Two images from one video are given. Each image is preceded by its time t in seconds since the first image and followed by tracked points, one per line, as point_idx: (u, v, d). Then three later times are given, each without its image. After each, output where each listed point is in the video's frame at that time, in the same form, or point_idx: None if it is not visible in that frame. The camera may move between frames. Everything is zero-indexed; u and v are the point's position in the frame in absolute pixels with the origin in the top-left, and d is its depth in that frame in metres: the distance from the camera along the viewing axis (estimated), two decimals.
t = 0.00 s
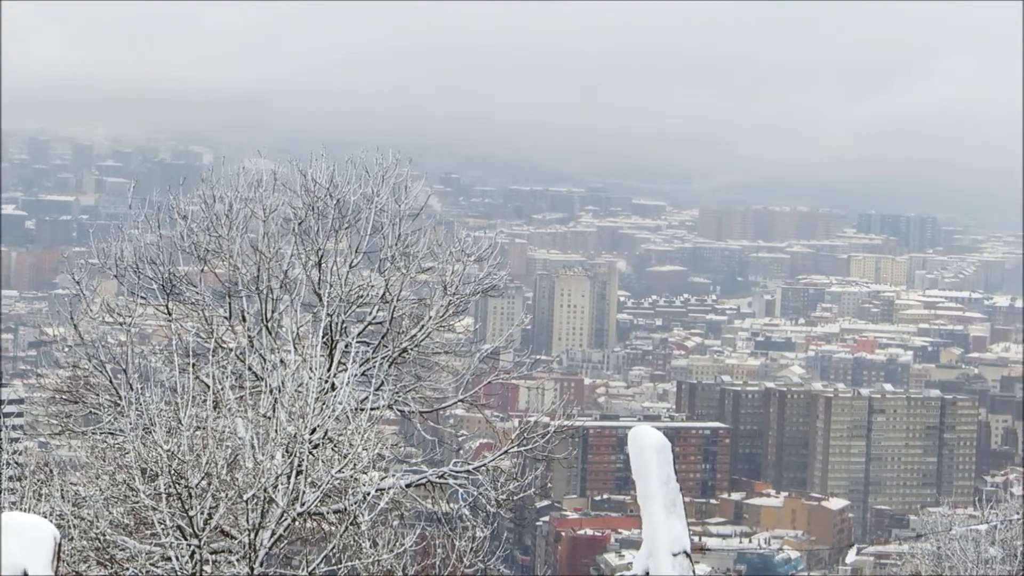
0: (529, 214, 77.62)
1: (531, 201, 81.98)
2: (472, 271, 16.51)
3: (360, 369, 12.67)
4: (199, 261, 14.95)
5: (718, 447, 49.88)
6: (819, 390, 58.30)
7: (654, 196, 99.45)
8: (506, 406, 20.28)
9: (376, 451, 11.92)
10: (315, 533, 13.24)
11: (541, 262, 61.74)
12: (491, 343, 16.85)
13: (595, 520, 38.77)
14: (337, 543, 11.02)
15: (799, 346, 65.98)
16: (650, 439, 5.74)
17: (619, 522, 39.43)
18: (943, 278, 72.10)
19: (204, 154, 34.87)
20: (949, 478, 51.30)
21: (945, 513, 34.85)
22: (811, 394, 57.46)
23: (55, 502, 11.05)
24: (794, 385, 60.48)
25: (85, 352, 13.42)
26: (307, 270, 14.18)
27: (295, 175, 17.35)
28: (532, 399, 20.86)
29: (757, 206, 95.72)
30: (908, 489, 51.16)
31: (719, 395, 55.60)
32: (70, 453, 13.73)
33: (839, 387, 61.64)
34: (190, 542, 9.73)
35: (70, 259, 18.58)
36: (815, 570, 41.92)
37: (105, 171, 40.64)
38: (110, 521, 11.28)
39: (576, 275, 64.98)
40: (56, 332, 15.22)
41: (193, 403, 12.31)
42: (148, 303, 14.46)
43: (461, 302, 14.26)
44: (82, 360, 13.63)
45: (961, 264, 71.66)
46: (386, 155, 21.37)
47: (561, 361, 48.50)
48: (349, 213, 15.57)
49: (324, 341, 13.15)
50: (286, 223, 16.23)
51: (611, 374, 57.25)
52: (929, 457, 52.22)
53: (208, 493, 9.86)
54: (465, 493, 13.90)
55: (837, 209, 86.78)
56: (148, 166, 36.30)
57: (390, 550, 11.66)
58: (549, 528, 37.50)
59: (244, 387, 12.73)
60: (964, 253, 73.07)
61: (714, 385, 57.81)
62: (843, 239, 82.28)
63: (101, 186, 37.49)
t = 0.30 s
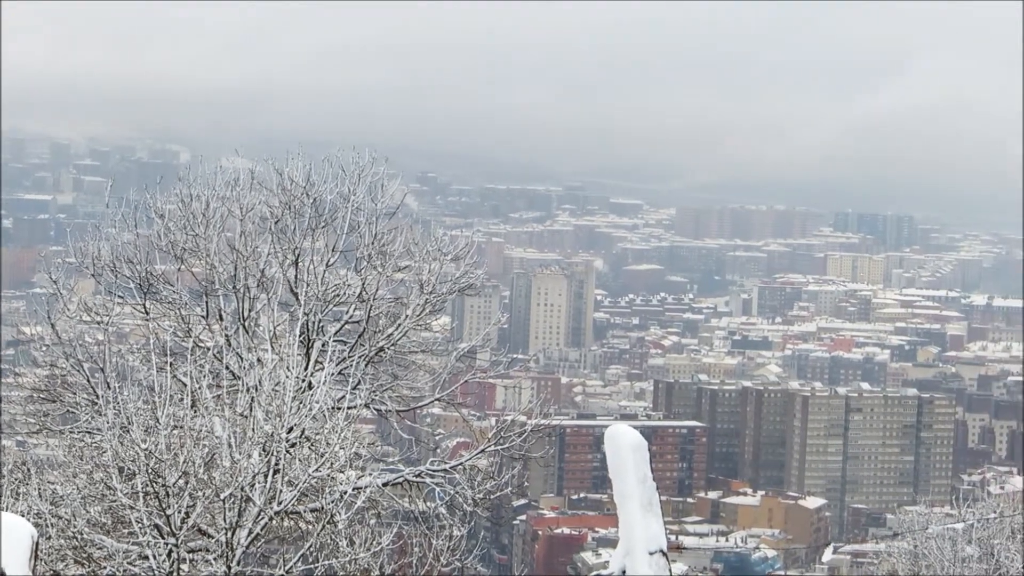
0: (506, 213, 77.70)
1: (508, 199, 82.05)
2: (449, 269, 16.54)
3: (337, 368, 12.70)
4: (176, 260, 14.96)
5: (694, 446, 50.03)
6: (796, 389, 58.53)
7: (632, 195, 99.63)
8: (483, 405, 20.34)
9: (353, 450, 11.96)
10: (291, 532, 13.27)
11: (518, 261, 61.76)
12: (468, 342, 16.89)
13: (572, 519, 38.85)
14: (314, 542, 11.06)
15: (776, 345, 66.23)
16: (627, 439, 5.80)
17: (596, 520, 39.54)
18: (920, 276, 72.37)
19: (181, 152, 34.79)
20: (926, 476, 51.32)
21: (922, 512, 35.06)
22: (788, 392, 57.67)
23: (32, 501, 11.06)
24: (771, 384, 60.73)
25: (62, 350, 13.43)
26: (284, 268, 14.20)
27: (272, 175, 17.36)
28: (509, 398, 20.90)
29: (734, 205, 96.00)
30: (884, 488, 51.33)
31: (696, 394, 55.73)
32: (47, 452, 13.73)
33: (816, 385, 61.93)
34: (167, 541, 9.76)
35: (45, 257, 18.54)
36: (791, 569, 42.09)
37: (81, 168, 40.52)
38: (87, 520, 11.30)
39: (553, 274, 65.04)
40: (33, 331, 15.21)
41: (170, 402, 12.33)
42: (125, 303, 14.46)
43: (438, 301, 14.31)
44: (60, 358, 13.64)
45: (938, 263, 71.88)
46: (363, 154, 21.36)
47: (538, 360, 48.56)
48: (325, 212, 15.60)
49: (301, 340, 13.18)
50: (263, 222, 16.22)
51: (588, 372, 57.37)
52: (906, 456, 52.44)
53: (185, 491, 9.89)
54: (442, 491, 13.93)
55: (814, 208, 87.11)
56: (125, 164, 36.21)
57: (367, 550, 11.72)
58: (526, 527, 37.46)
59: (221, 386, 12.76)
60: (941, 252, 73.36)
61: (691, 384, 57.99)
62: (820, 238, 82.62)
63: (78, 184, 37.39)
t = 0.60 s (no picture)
0: (491, 206, 77.81)
1: (493, 191, 82.17)
2: (434, 261, 16.59)
3: (322, 360, 12.75)
4: (163, 253, 14.99)
5: (681, 438, 50.25)
6: (782, 381, 58.77)
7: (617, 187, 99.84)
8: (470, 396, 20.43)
9: (338, 442, 12.01)
10: (278, 524, 13.33)
11: (503, 253, 61.86)
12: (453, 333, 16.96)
13: (558, 510, 38.98)
14: (300, 534, 11.11)
15: (761, 337, 66.47)
16: (612, 429, 5.80)
17: (582, 512, 39.70)
18: (906, 267, 72.62)
19: (167, 144, 34.81)
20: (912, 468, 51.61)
21: (908, 504, 35.26)
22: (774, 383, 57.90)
23: (19, 493, 11.10)
24: (757, 375, 60.97)
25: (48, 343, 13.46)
26: (269, 261, 14.23)
27: (257, 167, 17.39)
28: (495, 389, 20.99)
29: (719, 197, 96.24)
30: (871, 479, 51.55)
31: (682, 386, 55.93)
32: (34, 444, 13.76)
33: (802, 377, 62.19)
34: (154, 532, 9.81)
35: (31, 250, 18.54)
36: (777, 560, 42.30)
37: (67, 160, 40.47)
38: (74, 512, 11.34)
39: (539, 266, 65.11)
40: (20, 324, 15.23)
41: (156, 394, 12.37)
42: (111, 295, 14.48)
43: (423, 293, 14.36)
44: (46, 351, 13.67)
45: (924, 253, 72.13)
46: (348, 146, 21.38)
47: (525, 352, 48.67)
48: (311, 204, 15.62)
49: (287, 332, 13.24)
50: (248, 213, 16.25)
51: (574, 364, 57.52)
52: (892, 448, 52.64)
53: (172, 484, 9.95)
54: (428, 483, 14.00)
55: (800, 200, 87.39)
56: (111, 156, 36.23)
57: (353, 541, 11.78)
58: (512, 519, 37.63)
59: (208, 378, 12.80)
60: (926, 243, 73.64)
61: (677, 376, 58.21)
62: (806, 230, 82.89)
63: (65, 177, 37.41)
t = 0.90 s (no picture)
0: (468, 208, 77.90)
1: (470, 193, 82.27)
2: (410, 262, 16.63)
3: (299, 361, 12.80)
4: (138, 254, 15.00)
5: (657, 439, 50.41)
6: (758, 381, 59.09)
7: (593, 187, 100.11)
8: (445, 398, 20.52)
9: (314, 443, 12.04)
10: (253, 526, 13.37)
11: (479, 254, 62.00)
12: (428, 335, 17.01)
13: (534, 512, 39.02)
14: (276, 536, 11.14)
15: (736, 338, 66.77)
16: (584, 429, 5.69)
17: (558, 514, 39.81)
18: (881, 268, 72.96)
19: (144, 145, 34.82)
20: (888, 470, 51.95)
21: (885, 505, 35.51)
22: (749, 384, 58.20)
23: None
24: (733, 376, 61.29)
25: (23, 345, 13.46)
26: (244, 262, 14.27)
27: (232, 168, 17.41)
28: (471, 390, 21.08)
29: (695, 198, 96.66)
30: (846, 480, 51.78)
31: (657, 386, 56.29)
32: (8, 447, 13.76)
33: (777, 378, 62.53)
34: (129, 534, 9.84)
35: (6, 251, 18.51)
36: (753, 562, 42.57)
37: (41, 158, 40.34)
38: (49, 514, 11.35)
39: (514, 266, 65.17)
40: None
41: (132, 395, 12.39)
42: (86, 296, 14.48)
43: (399, 294, 14.41)
44: (20, 353, 13.68)
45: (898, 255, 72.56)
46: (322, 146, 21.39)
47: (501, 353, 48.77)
48: (286, 205, 15.66)
49: (263, 333, 13.26)
50: (223, 215, 16.25)
51: (550, 366, 57.71)
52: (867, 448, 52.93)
53: (148, 485, 9.98)
54: (404, 484, 14.07)
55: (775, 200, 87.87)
56: (86, 157, 36.17)
57: (330, 542, 11.82)
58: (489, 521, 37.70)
59: (184, 379, 12.84)
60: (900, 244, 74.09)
61: (652, 376, 58.44)
62: (782, 231, 83.39)
63: (40, 177, 37.35)
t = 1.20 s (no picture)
0: (443, 204, 78.00)
1: (446, 188, 82.30)
2: (386, 258, 16.70)
3: (275, 357, 12.86)
4: (115, 250, 15.03)
5: (633, 434, 50.58)
6: (734, 377, 59.37)
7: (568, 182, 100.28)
8: (421, 394, 20.60)
9: (291, 438, 12.09)
10: (230, 521, 13.44)
11: (455, 250, 62.05)
12: (404, 331, 17.09)
13: (511, 507, 39.12)
14: (253, 531, 11.19)
15: (712, 333, 67.02)
16: (564, 427, 5.26)
17: (535, 509, 39.93)
18: (857, 263, 73.30)
19: (119, 141, 34.74)
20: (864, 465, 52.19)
21: (861, 500, 35.72)
22: (725, 380, 58.45)
23: None
24: (709, 371, 61.55)
25: None
26: (221, 259, 14.32)
27: (208, 164, 17.44)
28: (448, 387, 21.15)
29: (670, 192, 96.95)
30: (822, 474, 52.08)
31: (634, 382, 56.54)
32: None
33: (753, 373, 62.81)
34: (106, 530, 9.91)
35: None
36: (730, 556, 42.77)
37: (16, 155, 40.18)
38: (25, 510, 11.38)
39: (490, 262, 65.22)
40: None
41: (109, 391, 12.43)
42: (63, 292, 14.50)
43: (376, 290, 14.47)
44: None
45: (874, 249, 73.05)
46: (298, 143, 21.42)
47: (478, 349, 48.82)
48: (262, 202, 15.70)
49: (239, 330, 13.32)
50: (199, 211, 16.28)
51: (527, 362, 57.83)
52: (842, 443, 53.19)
53: (124, 481, 10.03)
54: (380, 479, 14.16)
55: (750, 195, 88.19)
56: (62, 153, 36.05)
57: (305, 537, 11.90)
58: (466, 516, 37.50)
59: (161, 376, 12.87)
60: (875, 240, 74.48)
61: (629, 372, 58.64)
62: (758, 227, 83.73)
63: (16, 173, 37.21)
